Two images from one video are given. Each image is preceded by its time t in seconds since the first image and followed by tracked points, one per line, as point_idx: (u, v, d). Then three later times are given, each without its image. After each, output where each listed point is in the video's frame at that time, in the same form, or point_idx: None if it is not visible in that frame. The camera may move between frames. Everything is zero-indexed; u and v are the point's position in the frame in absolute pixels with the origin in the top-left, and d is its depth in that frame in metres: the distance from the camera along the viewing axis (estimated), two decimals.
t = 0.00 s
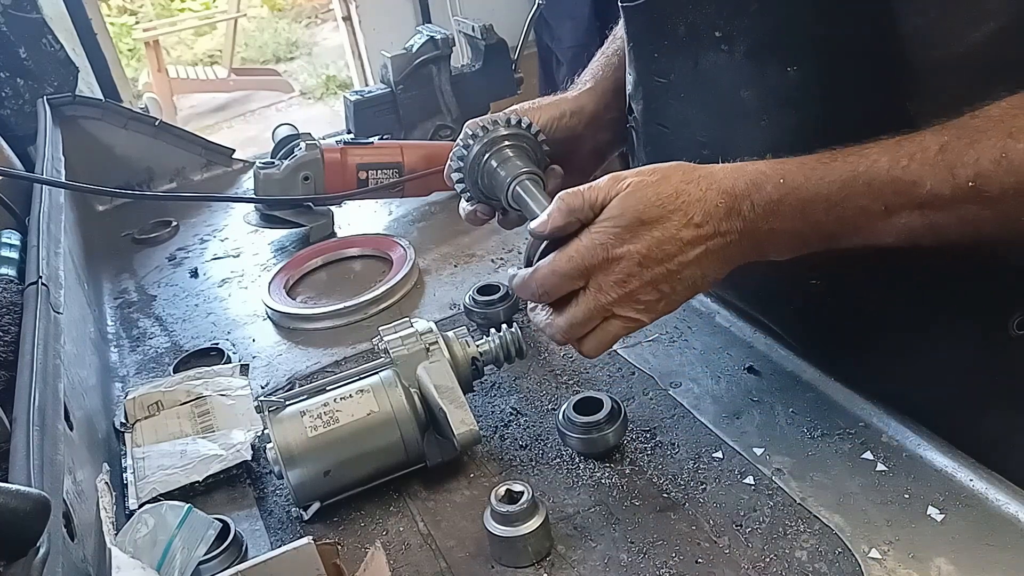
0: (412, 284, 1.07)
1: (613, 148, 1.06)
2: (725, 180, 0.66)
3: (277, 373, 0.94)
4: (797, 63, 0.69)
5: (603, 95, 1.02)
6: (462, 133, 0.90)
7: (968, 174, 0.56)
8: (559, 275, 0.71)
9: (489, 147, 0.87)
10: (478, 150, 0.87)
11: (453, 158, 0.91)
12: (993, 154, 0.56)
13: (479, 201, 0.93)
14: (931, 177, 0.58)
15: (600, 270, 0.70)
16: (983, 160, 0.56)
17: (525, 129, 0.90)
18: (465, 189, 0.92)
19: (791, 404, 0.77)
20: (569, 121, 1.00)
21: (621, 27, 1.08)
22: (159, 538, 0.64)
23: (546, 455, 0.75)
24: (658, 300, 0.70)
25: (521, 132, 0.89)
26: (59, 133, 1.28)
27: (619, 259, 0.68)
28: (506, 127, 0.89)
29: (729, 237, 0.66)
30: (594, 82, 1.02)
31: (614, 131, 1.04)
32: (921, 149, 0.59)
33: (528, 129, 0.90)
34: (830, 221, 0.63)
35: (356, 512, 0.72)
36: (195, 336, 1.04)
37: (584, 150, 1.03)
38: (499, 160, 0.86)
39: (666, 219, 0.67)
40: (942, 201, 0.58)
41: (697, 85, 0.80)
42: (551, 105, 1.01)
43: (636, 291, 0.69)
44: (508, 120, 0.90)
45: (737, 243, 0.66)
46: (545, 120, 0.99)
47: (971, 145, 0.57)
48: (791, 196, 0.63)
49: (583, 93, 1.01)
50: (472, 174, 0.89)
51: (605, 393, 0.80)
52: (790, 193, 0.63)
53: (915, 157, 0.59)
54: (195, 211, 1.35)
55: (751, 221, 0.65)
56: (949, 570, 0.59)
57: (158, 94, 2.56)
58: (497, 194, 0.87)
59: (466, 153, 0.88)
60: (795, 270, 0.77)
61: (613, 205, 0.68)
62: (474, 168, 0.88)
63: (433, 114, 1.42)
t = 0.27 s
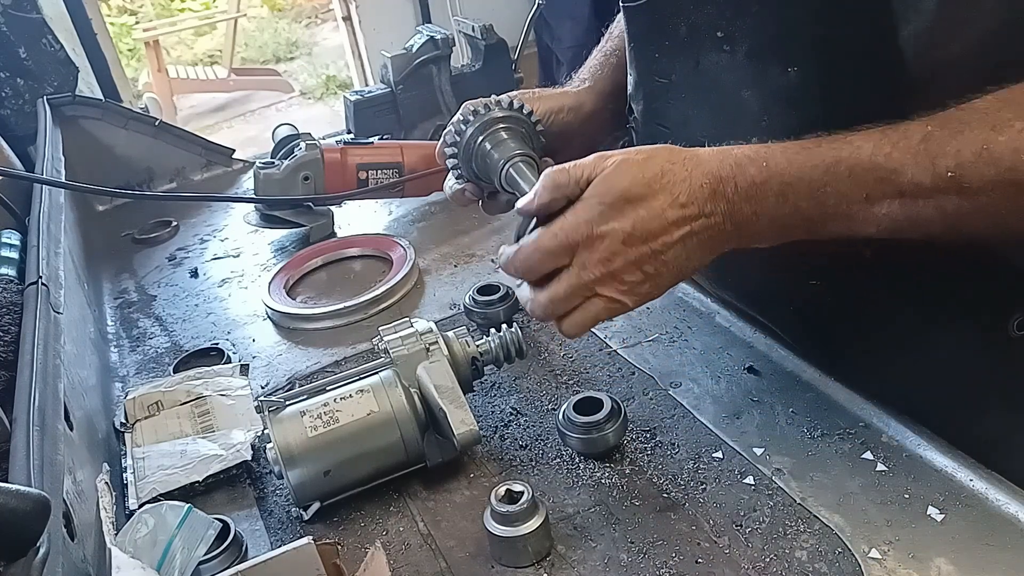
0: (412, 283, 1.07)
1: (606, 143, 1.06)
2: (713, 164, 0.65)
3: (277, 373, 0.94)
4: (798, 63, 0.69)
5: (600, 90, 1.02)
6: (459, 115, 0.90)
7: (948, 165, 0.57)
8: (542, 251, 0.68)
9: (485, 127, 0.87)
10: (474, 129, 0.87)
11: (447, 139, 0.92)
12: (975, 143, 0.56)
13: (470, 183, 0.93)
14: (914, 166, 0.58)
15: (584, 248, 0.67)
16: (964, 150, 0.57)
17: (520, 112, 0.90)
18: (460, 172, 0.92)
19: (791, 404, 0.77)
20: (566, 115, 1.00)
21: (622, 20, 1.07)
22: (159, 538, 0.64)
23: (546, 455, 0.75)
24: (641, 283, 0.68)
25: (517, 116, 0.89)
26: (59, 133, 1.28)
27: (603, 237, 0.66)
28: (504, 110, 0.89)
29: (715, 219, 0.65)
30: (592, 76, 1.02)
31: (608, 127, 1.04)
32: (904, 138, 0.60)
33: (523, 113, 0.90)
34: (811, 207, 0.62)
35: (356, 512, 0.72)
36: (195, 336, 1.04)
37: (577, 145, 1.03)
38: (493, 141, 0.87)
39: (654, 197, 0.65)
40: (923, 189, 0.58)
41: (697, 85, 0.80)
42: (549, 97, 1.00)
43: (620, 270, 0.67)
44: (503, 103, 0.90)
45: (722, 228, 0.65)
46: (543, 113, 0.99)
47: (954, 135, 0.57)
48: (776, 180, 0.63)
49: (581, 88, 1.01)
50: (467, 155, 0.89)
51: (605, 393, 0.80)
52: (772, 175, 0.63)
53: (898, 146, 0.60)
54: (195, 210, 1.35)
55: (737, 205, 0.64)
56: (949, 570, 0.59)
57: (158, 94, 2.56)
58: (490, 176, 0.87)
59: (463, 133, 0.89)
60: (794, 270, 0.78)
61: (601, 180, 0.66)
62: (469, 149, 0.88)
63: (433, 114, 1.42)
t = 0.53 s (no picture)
0: (412, 283, 1.07)
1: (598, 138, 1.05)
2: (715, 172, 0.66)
3: (277, 373, 0.94)
4: (799, 64, 0.69)
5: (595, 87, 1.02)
6: (450, 119, 0.90)
7: (948, 167, 0.57)
8: (543, 253, 0.69)
9: (477, 131, 0.88)
10: (467, 133, 0.88)
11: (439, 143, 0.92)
12: (972, 148, 0.56)
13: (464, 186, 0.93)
14: (913, 169, 0.58)
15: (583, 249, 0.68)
16: (963, 153, 0.56)
17: (510, 113, 0.90)
18: (453, 175, 0.93)
19: (791, 404, 0.77)
20: (556, 113, 1.00)
21: (620, 12, 1.07)
22: (159, 538, 0.64)
23: (546, 455, 0.75)
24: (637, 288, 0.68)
25: (509, 117, 0.89)
26: (59, 133, 1.28)
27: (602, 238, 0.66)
28: (495, 112, 0.89)
29: (714, 223, 0.65)
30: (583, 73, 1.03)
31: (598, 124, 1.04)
32: (904, 140, 0.60)
33: (515, 114, 0.90)
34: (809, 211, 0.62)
35: (356, 513, 0.72)
36: (195, 336, 1.04)
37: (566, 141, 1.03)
38: (487, 144, 0.87)
39: (655, 199, 0.66)
40: (921, 192, 0.58)
41: (698, 85, 0.80)
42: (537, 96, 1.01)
43: (619, 272, 0.67)
44: (492, 105, 0.90)
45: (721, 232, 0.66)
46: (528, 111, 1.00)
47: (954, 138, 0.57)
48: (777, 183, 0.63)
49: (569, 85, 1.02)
50: (460, 159, 0.89)
51: (605, 393, 0.80)
52: (772, 179, 0.63)
53: (898, 148, 0.60)
54: (195, 210, 1.35)
55: (736, 209, 0.65)
56: (950, 570, 0.59)
57: (158, 94, 2.56)
58: (485, 178, 0.88)
59: (455, 138, 0.89)
60: (794, 270, 0.78)
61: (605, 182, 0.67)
62: (462, 153, 0.89)
63: (433, 114, 1.42)
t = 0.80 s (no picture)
0: (412, 283, 1.07)
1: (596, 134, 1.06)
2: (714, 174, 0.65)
3: (277, 373, 0.94)
4: (799, 64, 0.69)
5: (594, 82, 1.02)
6: (459, 108, 0.89)
7: (951, 166, 0.57)
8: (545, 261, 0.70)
9: (487, 121, 0.87)
10: (476, 123, 0.87)
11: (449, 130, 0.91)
12: (975, 148, 0.56)
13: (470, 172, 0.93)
14: (915, 171, 0.58)
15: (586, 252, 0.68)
16: (964, 154, 0.56)
17: (521, 101, 0.89)
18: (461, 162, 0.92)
19: (791, 404, 0.77)
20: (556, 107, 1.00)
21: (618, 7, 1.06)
22: (159, 538, 0.64)
23: (546, 455, 0.75)
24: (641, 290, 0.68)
25: (519, 106, 0.89)
26: (59, 133, 1.28)
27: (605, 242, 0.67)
28: (505, 100, 0.89)
29: (716, 222, 0.65)
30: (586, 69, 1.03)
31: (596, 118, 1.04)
32: (906, 141, 0.59)
33: (525, 102, 0.89)
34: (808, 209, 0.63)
35: (356, 513, 0.72)
36: (195, 336, 1.04)
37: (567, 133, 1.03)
38: (497, 135, 0.87)
39: (655, 203, 0.66)
40: (924, 191, 0.58)
41: (697, 86, 0.80)
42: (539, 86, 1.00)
43: (622, 276, 0.68)
44: (503, 92, 0.89)
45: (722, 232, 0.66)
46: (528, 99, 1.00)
47: (956, 140, 0.57)
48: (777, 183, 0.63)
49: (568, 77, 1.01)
50: (469, 148, 0.89)
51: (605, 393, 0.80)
52: (773, 177, 0.63)
53: (901, 147, 0.59)
54: (195, 210, 1.35)
55: (738, 207, 0.64)
56: (950, 570, 0.59)
57: (158, 94, 2.56)
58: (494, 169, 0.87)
59: (464, 127, 0.88)
60: (794, 270, 0.78)
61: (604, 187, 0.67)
62: (470, 142, 0.88)
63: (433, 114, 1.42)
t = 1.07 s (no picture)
0: (412, 283, 1.07)
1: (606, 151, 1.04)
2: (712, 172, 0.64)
3: (277, 373, 0.94)
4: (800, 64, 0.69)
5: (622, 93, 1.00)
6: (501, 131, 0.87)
7: (948, 165, 0.56)
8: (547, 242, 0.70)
9: (527, 142, 0.85)
10: (517, 147, 0.85)
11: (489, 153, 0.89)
12: (972, 149, 0.56)
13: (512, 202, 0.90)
14: (913, 168, 0.57)
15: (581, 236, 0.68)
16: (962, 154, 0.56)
17: (565, 125, 0.87)
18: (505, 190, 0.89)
19: (791, 404, 0.77)
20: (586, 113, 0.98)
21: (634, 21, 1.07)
22: (159, 538, 0.64)
23: (546, 455, 0.75)
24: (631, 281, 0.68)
25: (563, 128, 0.86)
26: (59, 133, 1.28)
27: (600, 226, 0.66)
28: (549, 124, 0.86)
29: (710, 220, 0.64)
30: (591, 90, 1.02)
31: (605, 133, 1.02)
32: (907, 141, 0.59)
33: (570, 126, 0.86)
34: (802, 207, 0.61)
35: (356, 513, 0.72)
36: (195, 336, 1.04)
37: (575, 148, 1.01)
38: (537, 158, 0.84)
39: (650, 194, 0.65)
40: (921, 188, 0.57)
41: (697, 84, 0.80)
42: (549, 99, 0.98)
43: (614, 267, 0.67)
44: (547, 116, 0.87)
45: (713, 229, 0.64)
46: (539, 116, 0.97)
47: (954, 139, 0.57)
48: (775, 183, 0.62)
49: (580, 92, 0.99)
50: (509, 171, 0.86)
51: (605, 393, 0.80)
52: (772, 175, 0.62)
53: (898, 147, 0.59)
54: (195, 210, 1.35)
55: (733, 204, 0.63)
56: (949, 570, 0.59)
57: (158, 94, 2.56)
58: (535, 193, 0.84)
59: (506, 147, 0.86)
60: (795, 270, 0.78)
61: (608, 173, 0.66)
62: (512, 165, 0.85)
63: (433, 114, 1.42)
